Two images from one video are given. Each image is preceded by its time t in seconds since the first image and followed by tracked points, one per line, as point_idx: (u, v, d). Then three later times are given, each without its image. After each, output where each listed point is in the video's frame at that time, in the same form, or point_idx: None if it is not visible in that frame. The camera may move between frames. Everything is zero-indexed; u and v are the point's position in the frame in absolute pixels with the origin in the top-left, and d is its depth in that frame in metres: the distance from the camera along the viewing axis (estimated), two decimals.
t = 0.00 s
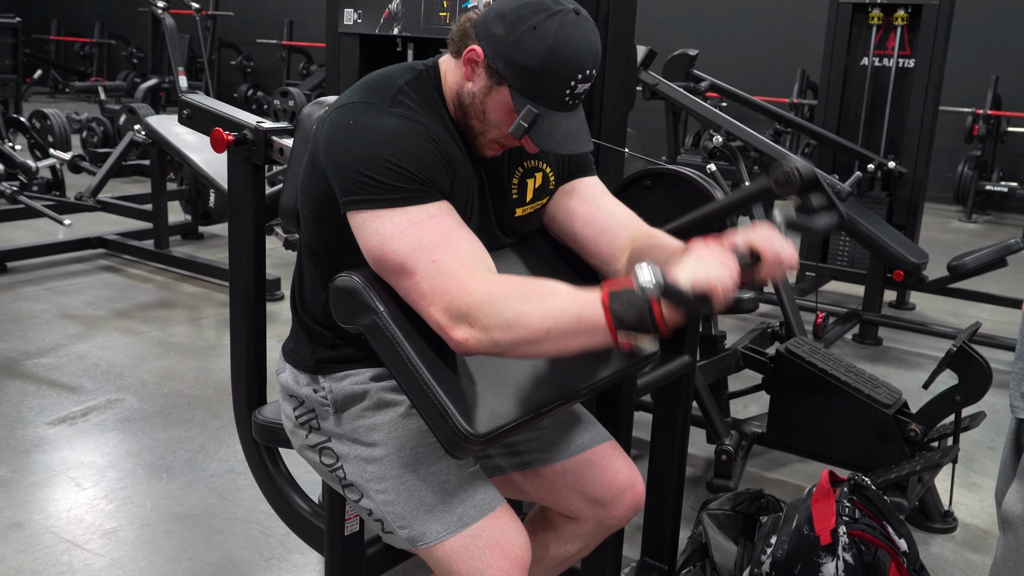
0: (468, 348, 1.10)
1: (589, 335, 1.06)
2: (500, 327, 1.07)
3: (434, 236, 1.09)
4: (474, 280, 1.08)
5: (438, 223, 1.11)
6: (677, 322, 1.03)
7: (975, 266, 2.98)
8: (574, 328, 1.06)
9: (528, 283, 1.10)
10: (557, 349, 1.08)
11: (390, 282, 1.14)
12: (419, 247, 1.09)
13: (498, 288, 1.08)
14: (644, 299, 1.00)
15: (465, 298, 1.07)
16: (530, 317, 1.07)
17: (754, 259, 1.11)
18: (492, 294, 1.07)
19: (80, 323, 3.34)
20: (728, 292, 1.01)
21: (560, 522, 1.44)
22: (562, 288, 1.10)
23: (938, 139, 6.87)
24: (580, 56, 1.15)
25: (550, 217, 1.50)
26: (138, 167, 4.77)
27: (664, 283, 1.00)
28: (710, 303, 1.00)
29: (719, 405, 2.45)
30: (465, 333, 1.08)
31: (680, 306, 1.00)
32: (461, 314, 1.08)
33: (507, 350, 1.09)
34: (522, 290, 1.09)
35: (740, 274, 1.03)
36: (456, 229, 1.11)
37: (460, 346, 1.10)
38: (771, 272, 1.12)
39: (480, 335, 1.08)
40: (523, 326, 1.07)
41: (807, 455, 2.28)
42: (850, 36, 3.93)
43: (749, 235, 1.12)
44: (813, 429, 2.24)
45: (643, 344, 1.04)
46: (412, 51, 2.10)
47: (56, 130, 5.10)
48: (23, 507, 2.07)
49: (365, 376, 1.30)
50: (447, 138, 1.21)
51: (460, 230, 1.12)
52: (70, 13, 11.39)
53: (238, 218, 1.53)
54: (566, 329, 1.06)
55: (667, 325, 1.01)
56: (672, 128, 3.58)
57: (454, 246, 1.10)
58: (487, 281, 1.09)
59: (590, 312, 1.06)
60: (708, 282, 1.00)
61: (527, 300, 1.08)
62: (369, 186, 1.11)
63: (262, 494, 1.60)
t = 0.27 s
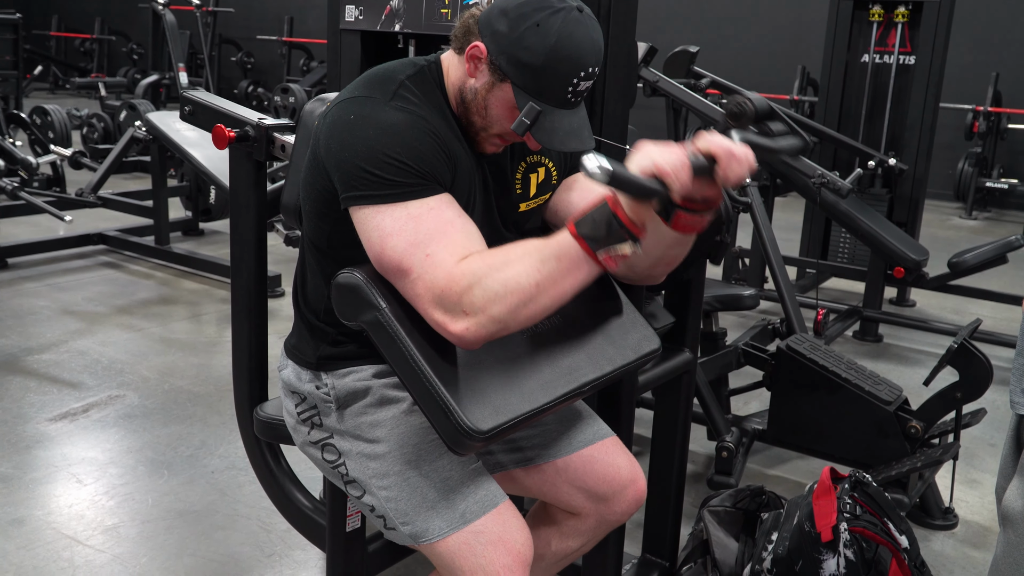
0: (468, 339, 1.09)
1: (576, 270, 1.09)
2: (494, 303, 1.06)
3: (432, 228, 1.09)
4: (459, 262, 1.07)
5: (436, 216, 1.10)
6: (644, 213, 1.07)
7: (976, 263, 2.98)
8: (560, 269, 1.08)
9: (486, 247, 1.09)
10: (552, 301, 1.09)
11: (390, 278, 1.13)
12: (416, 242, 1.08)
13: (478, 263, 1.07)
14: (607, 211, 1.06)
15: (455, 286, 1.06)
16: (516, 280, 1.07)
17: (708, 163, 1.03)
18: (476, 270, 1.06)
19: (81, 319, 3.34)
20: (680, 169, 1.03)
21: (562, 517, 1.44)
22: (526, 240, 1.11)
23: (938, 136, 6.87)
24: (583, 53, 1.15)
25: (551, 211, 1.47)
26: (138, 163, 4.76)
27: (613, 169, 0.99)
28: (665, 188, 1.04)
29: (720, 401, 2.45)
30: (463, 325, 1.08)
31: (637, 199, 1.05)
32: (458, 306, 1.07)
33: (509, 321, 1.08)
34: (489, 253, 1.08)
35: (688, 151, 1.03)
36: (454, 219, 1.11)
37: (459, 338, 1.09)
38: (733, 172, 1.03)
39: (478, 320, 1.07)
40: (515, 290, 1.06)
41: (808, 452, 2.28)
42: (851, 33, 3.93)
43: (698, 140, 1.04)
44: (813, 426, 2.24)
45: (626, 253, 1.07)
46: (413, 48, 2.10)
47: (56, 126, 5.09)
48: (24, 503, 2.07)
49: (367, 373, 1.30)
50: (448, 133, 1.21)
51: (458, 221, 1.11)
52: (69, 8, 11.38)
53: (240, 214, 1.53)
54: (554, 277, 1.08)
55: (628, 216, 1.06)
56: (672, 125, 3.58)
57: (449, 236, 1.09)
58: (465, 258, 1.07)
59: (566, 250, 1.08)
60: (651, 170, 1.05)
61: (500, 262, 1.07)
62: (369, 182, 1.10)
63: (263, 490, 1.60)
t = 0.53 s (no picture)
0: (471, 332, 1.09)
1: (559, 237, 1.10)
2: (492, 288, 1.07)
3: (433, 223, 1.09)
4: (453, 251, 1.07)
5: (438, 212, 1.10)
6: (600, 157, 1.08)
7: (977, 261, 2.98)
8: (544, 238, 1.09)
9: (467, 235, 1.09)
10: (545, 268, 1.10)
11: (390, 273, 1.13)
12: (418, 239, 1.08)
13: (467, 252, 1.07)
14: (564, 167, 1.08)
15: (453, 280, 1.06)
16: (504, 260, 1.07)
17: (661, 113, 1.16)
18: (467, 258, 1.06)
19: (82, 318, 3.34)
20: (626, 109, 1.06)
21: (564, 515, 1.44)
22: (502, 218, 1.12)
23: (939, 135, 6.87)
24: (588, 55, 1.15)
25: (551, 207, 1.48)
26: (139, 162, 4.76)
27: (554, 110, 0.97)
28: (615, 126, 1.06)
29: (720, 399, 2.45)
30: (466, 319, 1.08)
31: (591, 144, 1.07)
32: (458, 301, 1.07)
33: (511, 301, 1.09)
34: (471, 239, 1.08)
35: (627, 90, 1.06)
36: (457, 215, 1.11)
37: (461, 333, 1.09)
38: (686, 118, 1.17)
39: (479, 308, 1.08)
40: (507, 269, 1.07)
41: (809, 450, 2.28)
42: (852, 32, 3.93)
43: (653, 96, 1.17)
44: (814, 425, 2.24)
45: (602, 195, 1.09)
46: (415, 46, 2.10)
47: (57, 124, 5.09)
48: (26, 501, 2.07)
49: (370, 372, 1.30)
50: (450, 131, 1.21)
51: (460, 216, 1.11)
52: (70, 6, 11.38)
53: (242, 213, 1.53)
54: (540, 246, 1.09)
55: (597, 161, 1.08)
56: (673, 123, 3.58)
57: (452, 231, 1.09)
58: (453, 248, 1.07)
59: (544, 218, 1.09)
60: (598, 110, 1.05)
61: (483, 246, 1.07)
62: (372, 179, 1.10)
63: (265, 488, 1.60)
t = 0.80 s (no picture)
0: (471, 333, 1.09)
1: (570, 254, 1.10)
2: (495, 296, 1.07)
3: (434, 224, 1.09)
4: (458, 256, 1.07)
5: (439, 211, 1.10)
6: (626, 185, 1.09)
7: (977, 262, 2.98)
8: (556, 254, 1.09)
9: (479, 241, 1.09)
10: (551, 283, 1.10)
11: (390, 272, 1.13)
12: (418, 238, 1.08)
13: (475, 256, 1.07)
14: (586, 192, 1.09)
15: (456, 283, 1.06)
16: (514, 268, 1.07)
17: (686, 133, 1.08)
18: (474, 263, 1.06)
19: (83, 316, 3.34)
20: (655, 135, 1.05)
21: (565, 515, 1.44)
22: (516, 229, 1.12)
23: (941, 135, 6.86)
24: (586, 51, 1.15)
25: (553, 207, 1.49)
26: (140, 160, 4.77)
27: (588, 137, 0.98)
28: (643, 152, 1.05)
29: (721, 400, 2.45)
30: (467, 321, 1.08)
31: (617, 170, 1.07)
32: (460, 302, 1.07)
33: (513, 309, 1.09)
34: (483, 246, 1.08)
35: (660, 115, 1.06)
36: (457, 214, 1.11)
37: (462, 335, 1.09)
38: (710, 141, 1.07)
39: (481, 312, 1.07)
40: (513, 279, 1.07)
41: (810, 450, 2.28)
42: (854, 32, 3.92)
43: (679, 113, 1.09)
44: (815, 425, 2.24)
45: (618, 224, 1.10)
46: (416, 46, 2.10)
47: (58, 123, 5.10)
48: (28, 500, 2.07)
49: (371, 371, 1.30)
50: (449, 130, 1.21)
51: (462, 216, 1.11)
52: (72, 5, 11.38)
53: (244, 212, 1.54)
54: (549, 262, 1.09)
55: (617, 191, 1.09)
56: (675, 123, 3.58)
57: (454, 231, 1.09)
58: (462, 252, 1.07)
59: (559, 234, 1.09)
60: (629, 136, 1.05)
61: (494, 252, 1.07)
62: (372, 179, 1.11)
63: (266, 488, 1.60)
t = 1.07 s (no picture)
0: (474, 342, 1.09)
1: (595, 337, 1.06)
2: (509, 325, 1.07)
3: (445, 231, 1.09)
4: (481, 274, 1.08)
5: (447, 216, 1.11)
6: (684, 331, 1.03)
7: (980, 263, 2.97)
8: (581, 329, 1.06)
9: (535, 280, 1.10)
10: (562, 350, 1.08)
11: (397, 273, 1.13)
12: (429, 240, 1.09)
13: (506, 284, 1.08)
14: (654, 307, 0.99)
15: (475, 294, 1.07)
16: (540, 316, 1.07)
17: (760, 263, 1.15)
18: (501, 290, 1.07)
19: (86, 316, 3.34)
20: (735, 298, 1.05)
21: (567, 515, 1.44)
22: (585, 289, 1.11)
23: (943, 136, 6.86)
24: (592, 52, 1.15)
25: (558, 212, 1.50)
26: (142, 160, 4.77)
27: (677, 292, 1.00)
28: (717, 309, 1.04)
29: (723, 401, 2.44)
30: (473, 328, 1.08)
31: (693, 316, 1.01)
32: (470, 309, 1.08)
33: (516, 347, 1.08)
34: (531, 287, 1.09)
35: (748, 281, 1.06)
36: (465, 221, 1.11)
37: (468, 341, 1.09)
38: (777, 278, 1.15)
39: (488, 331, 1.08)
40: (530, 324, 1.07)
41: (812, 451, 2.28)
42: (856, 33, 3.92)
43: (759, 238, 1.16)
44: (817, 426, 2.25)
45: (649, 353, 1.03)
46: (419, 46, 2.10)
47: (61, 123, 5.10)
48: (30, 499, 2.08)
49: (373, 370, 1.30)
50: (456, 132, 1.21)
51: (470, 224, 1.11)
52: (75, 7, 11.41)
53: (247, 212, 1.54)
54: (572, 333, 1.06)
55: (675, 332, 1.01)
56: (676, 124, 3.58)
57: (465, 238, 1.10)
58: (496, 276, 1.08)
59: (597, 316, 1.06)
60: (716, 292, 1.04)
61: (534, 297, 1.08)
62: (378, 179, 1.11)
63: (268, 487, 1.60)
